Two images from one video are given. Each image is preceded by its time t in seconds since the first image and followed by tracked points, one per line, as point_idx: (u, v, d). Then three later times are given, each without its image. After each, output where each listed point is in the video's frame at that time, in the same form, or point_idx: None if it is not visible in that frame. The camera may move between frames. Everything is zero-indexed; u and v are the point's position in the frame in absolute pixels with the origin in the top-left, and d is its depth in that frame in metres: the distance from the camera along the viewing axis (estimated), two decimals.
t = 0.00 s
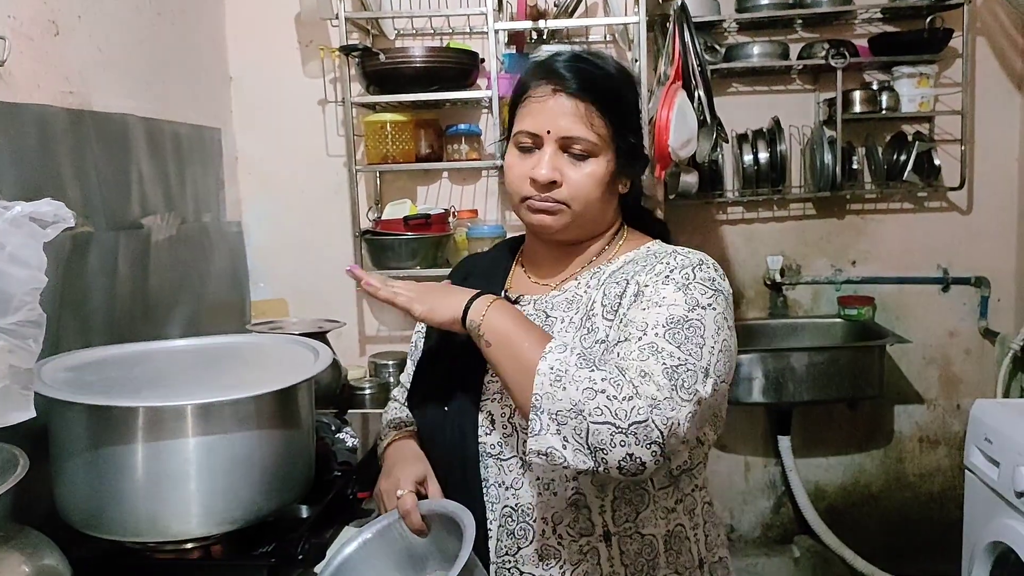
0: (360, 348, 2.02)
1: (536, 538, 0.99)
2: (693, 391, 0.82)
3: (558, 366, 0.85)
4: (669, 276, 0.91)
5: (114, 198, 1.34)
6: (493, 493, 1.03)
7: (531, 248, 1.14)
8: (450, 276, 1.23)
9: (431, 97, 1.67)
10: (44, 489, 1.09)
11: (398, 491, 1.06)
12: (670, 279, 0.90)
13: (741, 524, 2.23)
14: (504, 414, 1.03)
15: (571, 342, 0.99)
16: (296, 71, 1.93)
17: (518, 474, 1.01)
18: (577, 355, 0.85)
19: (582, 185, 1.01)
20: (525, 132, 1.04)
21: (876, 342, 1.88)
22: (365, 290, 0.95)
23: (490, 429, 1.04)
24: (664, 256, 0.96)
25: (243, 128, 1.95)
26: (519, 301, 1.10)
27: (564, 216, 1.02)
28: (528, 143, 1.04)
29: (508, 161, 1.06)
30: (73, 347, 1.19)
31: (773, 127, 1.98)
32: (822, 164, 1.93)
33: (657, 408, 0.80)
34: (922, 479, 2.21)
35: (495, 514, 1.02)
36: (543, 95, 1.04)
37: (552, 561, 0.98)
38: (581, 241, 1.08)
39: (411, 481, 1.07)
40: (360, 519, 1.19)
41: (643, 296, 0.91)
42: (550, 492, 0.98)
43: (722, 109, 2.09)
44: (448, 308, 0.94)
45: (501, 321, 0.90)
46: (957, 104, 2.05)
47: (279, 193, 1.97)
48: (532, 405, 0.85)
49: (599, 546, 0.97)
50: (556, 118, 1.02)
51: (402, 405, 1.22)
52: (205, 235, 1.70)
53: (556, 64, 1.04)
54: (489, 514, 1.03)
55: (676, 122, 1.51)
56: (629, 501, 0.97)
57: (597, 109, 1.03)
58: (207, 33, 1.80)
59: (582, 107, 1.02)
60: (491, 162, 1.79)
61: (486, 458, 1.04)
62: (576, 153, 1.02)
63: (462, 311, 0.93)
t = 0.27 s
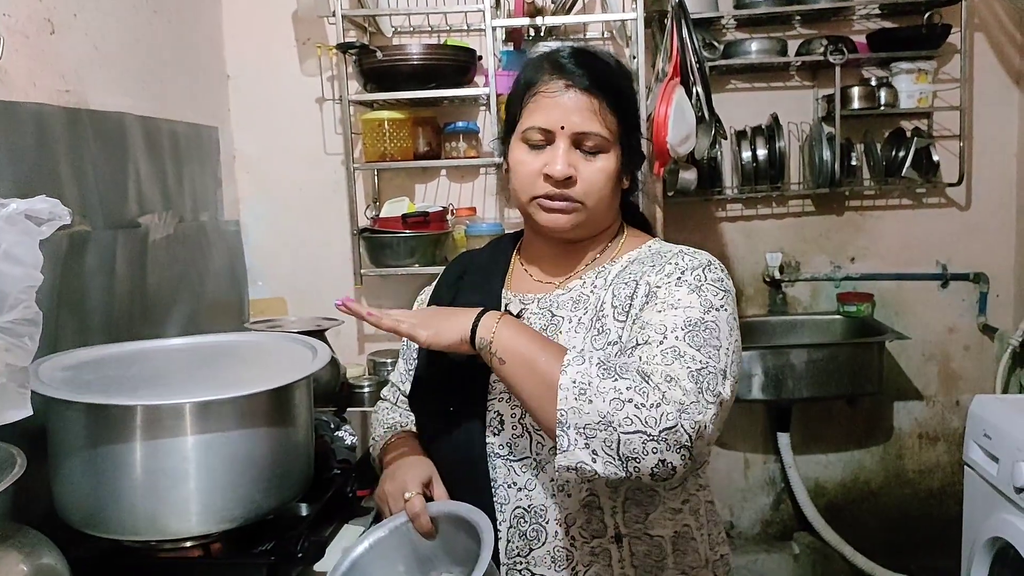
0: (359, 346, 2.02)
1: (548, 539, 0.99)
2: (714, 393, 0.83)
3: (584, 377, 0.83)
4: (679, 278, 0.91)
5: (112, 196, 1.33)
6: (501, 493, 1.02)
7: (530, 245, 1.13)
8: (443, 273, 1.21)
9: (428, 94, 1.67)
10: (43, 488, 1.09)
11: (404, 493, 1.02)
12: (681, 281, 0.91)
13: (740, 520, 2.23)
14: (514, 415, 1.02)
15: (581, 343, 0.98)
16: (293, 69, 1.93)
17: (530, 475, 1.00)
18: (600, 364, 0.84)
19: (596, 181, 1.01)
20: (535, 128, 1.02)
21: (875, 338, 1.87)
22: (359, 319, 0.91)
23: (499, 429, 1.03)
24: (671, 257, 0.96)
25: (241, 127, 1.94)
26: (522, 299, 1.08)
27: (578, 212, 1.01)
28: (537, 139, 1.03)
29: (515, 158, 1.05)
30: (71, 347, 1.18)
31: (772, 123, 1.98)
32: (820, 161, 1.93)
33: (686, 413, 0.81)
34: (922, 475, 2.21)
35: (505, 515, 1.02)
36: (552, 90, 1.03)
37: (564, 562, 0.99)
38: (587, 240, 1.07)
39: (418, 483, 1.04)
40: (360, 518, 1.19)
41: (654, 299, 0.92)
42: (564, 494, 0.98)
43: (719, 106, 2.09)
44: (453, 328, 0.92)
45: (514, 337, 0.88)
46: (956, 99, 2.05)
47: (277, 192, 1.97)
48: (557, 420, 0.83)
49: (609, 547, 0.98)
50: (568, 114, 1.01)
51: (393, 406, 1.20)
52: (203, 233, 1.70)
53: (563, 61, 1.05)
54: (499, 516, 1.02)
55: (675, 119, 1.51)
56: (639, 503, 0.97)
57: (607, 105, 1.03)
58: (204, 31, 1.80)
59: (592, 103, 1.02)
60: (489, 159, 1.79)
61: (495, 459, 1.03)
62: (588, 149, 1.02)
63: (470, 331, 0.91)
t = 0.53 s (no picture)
0: (359, 344, 2.02)
1: (557, 538, 0.98)
2: (725, 389, 0.84)
3: (600, 369, 0.83)
4: (686, 275, 0.92)
5: (111, 195, 1.33)
6: (508, 493, 1.02)
7: (530, 244, 1.12)
8: (444, 271, 1.20)
9: (427, 92, 1.67)
10: (44, 487, 1.09)
11: (411, 494, 1.02)
12: (688, 278, 0.91)
13: (741, 517, 2.23)
14: (521, 415, 1.02)
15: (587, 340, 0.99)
16: (292, 67, 1.93)
17: (539, 474, 1.00)
18: (616, 357, 0.84)
19: (594, 179, 1.01)
20: (531, 127, 1.02)
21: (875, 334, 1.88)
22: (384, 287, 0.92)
23: (506, 428, 1.03)
24: (674, 253, 0.97)
25: (240, 126, 1.94)
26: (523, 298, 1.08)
27: (577, 211, 1.01)
28: (534, 138, 1.03)
29: (513, 158, 1.05)
30: (72, 346, 1.19)
31: (771, 120, 1.98)
32: (820, 158, 1.93)
33: (700, 407, 0.81)
34: (922, 471, 2.21)
35: (513, 515, 1.01)
36: (545, 89, 1.03)
37: (573, 560, 0.98)
38: (587, 239, 1.07)
39: (424, 484, 1.04)
40: (361, 515, 1.19)
41: (661, 295, 0.92)
42: (573, 492, 0.98)
43: (719, 103, 2.09)
44: (470, 308, 0.91)
45: (534, 325, 0.87)
46: (956, 96, 2.05)
47: (277, 191, 1.97)
48: (573, 411, 0.83)
49: (619, 544, 0.98)
50: (563, 112, 1.01)
51: (391, 407, 1.19)
52: (203, 232, 1.70)
53: (554, 59, 1.04)
54: (507, 515, 1.02)
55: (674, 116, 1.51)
56: (648, 500, 0.98)
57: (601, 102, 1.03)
58: (203, 30, 1.79)
59: (586, 99, 1.02)
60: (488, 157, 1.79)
61: (503, 459, 1.02)
62: (584, 147, 1.02)
63: (490, 314, 0.90)
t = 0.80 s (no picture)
0: (360, 343, 2.02)
1: (559, 537, 0.98)
2: (734, 392, 0.84)
3: (611, 378, 0.82)
4: (690, 276, 0.92)
5: (112, 193, 1.33)
6: (509, 492, 1.02)
7: (530, 244, 1.12)
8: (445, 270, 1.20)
9: (428, 91, 1.67)
10: (46, 486, 1.10)
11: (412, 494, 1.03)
12: (693, 279, 0.91)
13: (742, 515, 2.23)
14: (522, 413, 1.02)
15: (589, 341, 0.99)
16: (292, 66, 1.93)
17: (540, 473, 1.00)
18: (626, 364, 0.83)
19: (592, 173, 1.01)
20: (527, 124, 1.03)
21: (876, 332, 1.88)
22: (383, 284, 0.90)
23: (507, 427, 1.03)
24: (676, 253, 0.97)
25: (240, 125, 1.94)
26: (525, 297, 1.08)
27: (576, 206, 1.01)
28: (530, 136, 1.03)
29: (511, 156, 1.05)
30: (74, 345, 1.19)
31: (771, 118, 1.98)
32: (820, 155, 1.93)
33: (712, 412, 0.81)
34: (922, 469, 2.21)
35: (514, 513, 1.01)
36: (540, 86, 1.04)
37: (575, 560, 0.98)
38: (588, 236, 1.06)
39: (424, 484, 1.04)
40: (363, 514, 1.19)
41: (666, 296, 0.92)
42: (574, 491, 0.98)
43: (719, 101, 2.09)
44: (472, 311, 0.90)
45: (540, 335, 0.86)
46: (956, 93, 2.05)
47: (277, 190, 1.97)
48: (585, 421, 0.82)
49: (621, 544, 0.98)
50: (558, 108, 1.02)
51: (394, 407, 1.20)
52: (204, 232, 1.70)
53: (547, 55, 1.05)
54: (508, 514, 1.02)
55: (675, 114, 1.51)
56: (649, 500, 0.98)
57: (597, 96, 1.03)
58: (203, 28, 1.79)
59: (581, 94, 1.02)
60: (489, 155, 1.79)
61: (504, 457, 1.02)
62: (581, 142, 1.02)
63: (494, 324, 0.88)
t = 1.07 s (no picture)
0: (361, 342, 2.03)
1: (560, 534, 0.99)
2: (734, 390, 0.83)
3: (607, 386, 0.82)
4: (691, 275, 0.91)
5: (113, 192, 1.33)
6: (512, 488, 1.03)
7: (535, 241, 1.12)
8: (448, 268, 1.20)
9: (429, 89, 1.67)
10: (47, 485, 1.10)
11: (414, 490, 1.02)
12: (693, 278, 0.90)
13: (743, 513, 2.23)
14: (524, 411, 1.02)
15: (591, 338, 0.99)
16: (293, 64, 1.92)
17: (542, 470, 1.00)
18: (620, 370, 0.83)
19: (600, 165, 1.00)
20: (535, 116, 1.02)
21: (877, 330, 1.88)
22: (362, 321, 0.90)
23: (509, 424, 1.03)
24: (678, 251, 0.96)
25: (241, 123, 1.94)
26: (528, 295, 1.08)
27: (583, 199, 1.01)
28: (538, 128, 1.03)
29: (517, 149, 1.04)
30: (75, 344, 1.19)
31: (773, 116, 1.97)
32: (822, 153, 1.92)
33: (711, 411, 0.81)
34: (924, 467, 2.21)
35: (516, 510, 1.02)
36: (548, 78, 1.04)
37: (576, 557, 0.98)
38: (592, 231, 1.06)
39: (427, 480, 1.03)
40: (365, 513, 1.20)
41: (666, 296, 0.92)
42: (575, 489, 0.98)
43: (720, 99, 2.08)
44: (455, 338, 0.89)
45: (526, 350, 0.86)
46: (958, 91, 2.04)
47: (277, 189, 1.97)
48: (582, 430, 0.82)
49: (621, 542, 0.97)
50: (567, 99, 1.01)
51: (397, 403, 1.20)
52: (205, 231, 1.70)
53: (555, 49, 1.05)
54: (511, 511, 1.02)
55: (676, 111, 1.51)
56: (651, 497, 0.97)
57: (604, 90, 1.03)
58: (203, 27, 1.79)
59: (589, 86, 1.02)
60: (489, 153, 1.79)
61: (506, 455, 1.04)
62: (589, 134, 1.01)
63: (480, 346, 0.88)
